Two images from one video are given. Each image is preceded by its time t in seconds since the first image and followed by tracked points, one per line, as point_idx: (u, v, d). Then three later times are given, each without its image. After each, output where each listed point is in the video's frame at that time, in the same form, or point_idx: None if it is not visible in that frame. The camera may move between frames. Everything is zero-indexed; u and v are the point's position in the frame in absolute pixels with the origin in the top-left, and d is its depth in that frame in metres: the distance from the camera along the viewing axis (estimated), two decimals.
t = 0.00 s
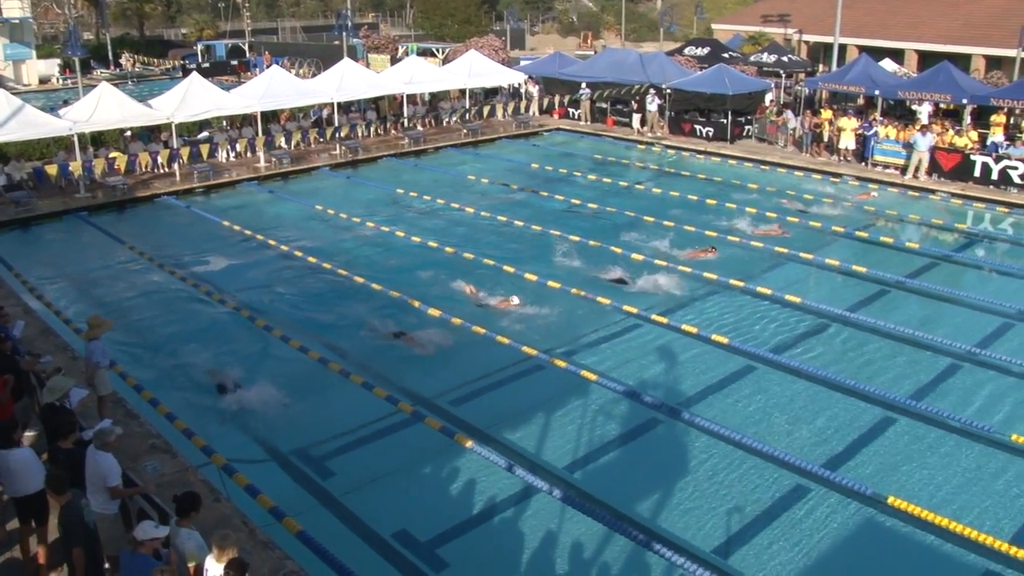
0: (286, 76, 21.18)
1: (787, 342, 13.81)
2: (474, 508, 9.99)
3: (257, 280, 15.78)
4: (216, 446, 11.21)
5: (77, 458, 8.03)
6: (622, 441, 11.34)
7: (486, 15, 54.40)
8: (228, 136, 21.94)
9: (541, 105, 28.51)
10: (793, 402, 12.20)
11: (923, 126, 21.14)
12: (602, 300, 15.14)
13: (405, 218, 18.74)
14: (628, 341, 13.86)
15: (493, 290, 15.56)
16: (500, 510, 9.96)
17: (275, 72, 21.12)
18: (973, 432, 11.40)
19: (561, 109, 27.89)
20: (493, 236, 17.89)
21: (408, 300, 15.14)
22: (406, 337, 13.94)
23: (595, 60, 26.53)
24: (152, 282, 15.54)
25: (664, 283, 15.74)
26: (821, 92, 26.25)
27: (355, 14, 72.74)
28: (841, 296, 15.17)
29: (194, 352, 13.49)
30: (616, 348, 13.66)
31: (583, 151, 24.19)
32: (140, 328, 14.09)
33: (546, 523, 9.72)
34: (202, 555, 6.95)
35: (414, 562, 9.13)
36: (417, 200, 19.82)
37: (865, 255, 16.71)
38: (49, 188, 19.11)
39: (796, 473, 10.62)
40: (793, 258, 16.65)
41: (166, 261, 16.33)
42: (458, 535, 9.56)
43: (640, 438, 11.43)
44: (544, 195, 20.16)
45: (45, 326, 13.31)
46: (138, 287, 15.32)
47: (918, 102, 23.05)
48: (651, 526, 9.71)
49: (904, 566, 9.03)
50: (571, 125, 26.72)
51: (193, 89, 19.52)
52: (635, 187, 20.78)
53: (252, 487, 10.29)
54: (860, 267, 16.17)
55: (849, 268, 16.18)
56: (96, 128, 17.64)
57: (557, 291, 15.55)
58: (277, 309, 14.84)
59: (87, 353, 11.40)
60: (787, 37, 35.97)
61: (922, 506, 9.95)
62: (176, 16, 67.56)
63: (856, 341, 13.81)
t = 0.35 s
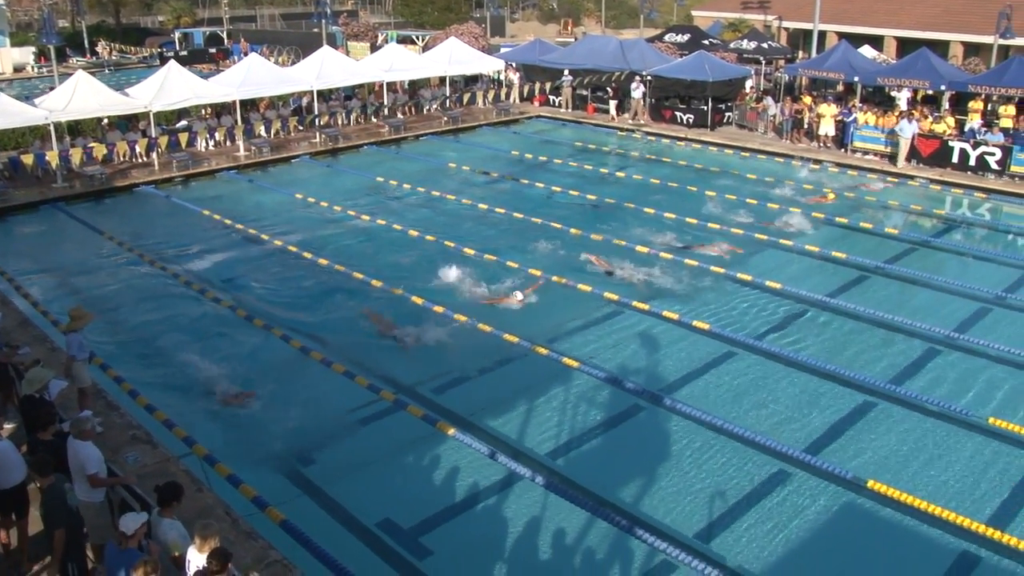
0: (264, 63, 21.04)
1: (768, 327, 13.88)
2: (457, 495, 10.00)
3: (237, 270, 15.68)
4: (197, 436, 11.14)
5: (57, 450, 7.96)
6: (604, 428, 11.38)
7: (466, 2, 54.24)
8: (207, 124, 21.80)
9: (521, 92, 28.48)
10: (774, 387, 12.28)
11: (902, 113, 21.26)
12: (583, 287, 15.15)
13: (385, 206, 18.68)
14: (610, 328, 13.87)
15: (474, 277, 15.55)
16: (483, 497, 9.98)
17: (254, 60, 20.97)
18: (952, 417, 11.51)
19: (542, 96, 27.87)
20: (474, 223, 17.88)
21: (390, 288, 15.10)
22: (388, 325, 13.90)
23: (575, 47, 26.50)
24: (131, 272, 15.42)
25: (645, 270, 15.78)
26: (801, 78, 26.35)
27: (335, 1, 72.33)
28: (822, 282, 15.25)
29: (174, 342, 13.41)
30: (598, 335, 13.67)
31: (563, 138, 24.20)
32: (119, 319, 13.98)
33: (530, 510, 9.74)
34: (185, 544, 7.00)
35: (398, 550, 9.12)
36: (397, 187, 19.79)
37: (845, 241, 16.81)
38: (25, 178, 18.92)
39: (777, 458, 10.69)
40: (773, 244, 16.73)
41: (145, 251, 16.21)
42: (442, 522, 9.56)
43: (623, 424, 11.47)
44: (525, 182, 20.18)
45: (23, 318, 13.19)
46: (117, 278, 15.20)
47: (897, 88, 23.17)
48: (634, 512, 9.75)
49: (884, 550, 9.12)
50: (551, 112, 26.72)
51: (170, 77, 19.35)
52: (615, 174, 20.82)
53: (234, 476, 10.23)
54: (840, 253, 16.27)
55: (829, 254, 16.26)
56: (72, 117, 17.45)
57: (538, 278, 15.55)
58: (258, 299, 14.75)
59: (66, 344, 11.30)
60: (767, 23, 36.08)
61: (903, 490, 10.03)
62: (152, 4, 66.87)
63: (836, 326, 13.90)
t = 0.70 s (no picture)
0: (241, 52, 20.91)
1: (747, 313, 13.94)
2: (439, 483, 10.01)
3: (216, 261, 15.60)
4: (178, 428, 11.08)
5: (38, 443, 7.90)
6: (585, 414, 11.41)
7: None
8: (184, 114, 21.66)
9: (500, 80, 28.45)
10: (754, 372, 12.34)
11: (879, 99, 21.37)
12: (563, 275, 15.16)
13: (364, 195, 18.63)
14: (591, 315, 13.90)
15: (453, 265, 15.54)
16: (465, 485, 9.98)
17: (230, 49, 20.84)
18: (930, 399, 11.62)
19: (521, 83, 27.86)
20: (454, 211, 17.86)
21: (369, 277, 15.06)
22: (368, 314, 13.88)
23: (553, 34, 26.48)
24: (109, 264, 15.31)
25: (625, 256, 15.82)
26: (779, 65, 26.45)
27: None
28: (801, 267, 15.33)
29: (153, 334, 13.33)
30: (578, 322, 13.70)
31: (542, 126, 24.20)
32: (98, 311, 13.88)
33: (512, 498, 9.76)
34: (167, 536, 6.96)
35: (380, 539, 9.13)
36: (376, 176, 19.75)
37: (824, 226, 16.90)
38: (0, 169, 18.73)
39: (757, 442, 10.76)
40: (753, 229, 16.80)
41: (123, 243, 16.09)
42: (424, 511, 9.57)
43: (604, 411, 11.51)
44: (505, 169, 20.18)
45: None
46: (95, 270, 15.09)
47: (875, 74, 23.31)
48: (615, 498, 9.79)
49: (864, 532, 9.20)
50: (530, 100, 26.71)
51: (147, 67, 19.19)
52: (595, 161, 20.84)
53: (216, 467, 10.19)
54: (818, 239, 16.35)
55: (808, 240, 16.34)
56: (48, 107, 17.28)
57: (519, 266, 15.55)
58: (238, 289, 14.68)
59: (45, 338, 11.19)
60: (745, 10, 36.19)
61: (881, 472, 10.12)
62: None
63: (815, 311, 13.98)
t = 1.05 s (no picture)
0: (216, 40, 20.75)
1: (726, 298, 13.99)
2: (420, 471, 10.00)
3: (194, 250, 15.49)
4: (155, 419, 11.01)
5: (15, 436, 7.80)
6: (565, 401, 11.43)
7: None
8: (159, 102, 21.48)
9: (478, 67, 28.40)
10: (732, 357, 12.40)
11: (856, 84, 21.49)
12: (542, 262, 15.16)
13: (341, 183, 18.55)
14: (570, 301, 13.92)
15: (432, 253, 15.51)
16: (446, 472, 9.98)
17: (206, 36, 20.67)
18: (907, 382, 11.72)
19: (499, 70, 27.83)
20: (432, 198, 17.83)
21: (348, 266, 15.00)
22: (347, 303, 13.84)
23: (531, 20, 26.42)
24: (85, 255, 15.18)
25: (604, 243, 15.83)
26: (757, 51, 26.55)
27: None
28: (780, 253, 15.41)
29: (130, 324, 13.23)
30: (558, 309, 13.71)
31: (521, 113, 24.17)
32: (75, 302, 13.76)
33: (493, 485, 9.77)
34: (146, 528, 6.84)
35: (361, 527, 9.13)
36: (353, 163, 19.68)
37: (802, 212, 16.99)
38: None
39: (736, 426, 10.82)
40: (731, 215, 16.85)
41: (99, 233, 15.94)
42: (404, 498, 9.57)
43: (584, 397, 11.55)
44: (483, 156, 20.15)
45: None
46: (71, 261, 14.95)
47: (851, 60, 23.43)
48: (596, 483, 9.82)
49: (842, 515, 9.28)
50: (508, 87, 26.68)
51: (121, 54, 19.00)
52: (573, 148, 20.84)
53: (195, 458, 10.12)
54: (796, 224, 16.43)
55: (786, 225, 16.42)
56: (20, 95, 17.08)
57: (498, 253, 15.53)
58: (215, 278, 14.59)
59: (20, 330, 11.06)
60: None
61: (859, 455, 10.20)
62: None
63: (794, 296, 14.06)
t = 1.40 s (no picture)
0: (191, 27, 20.56)
1: (705, 284, 14.05)
2: (400, 459, 10.00)
3: (170, 240, 15.36)
4: (133, 410, 10.93)
5: None
6: (545, 387, 11.46)
7: None
8: (134, 91, 21.26)
9: (455, 54, 28.30)
10: (711, 343, 12.46)
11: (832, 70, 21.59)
12: (521, 248, 15.15)
13: (318, 171, 18.45)
14: (549, 287, 13.94)
15: (410, 240, 15.47)
16: (426, 460, 9.99)
17: (180, 23, 20.47)
18: (884, 365, 11.82)
19: (476, 57, 27.76)
20: (409, 185, 17.78)
21: (325, 254, 14.94)
22: (325, 291, 13.78)
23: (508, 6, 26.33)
24: (60, 246, 15.02)
25: (584, 229, 15.84)
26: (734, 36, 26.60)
27: None
28: (758, 238, 15.47)
29: (107, 316, 13.11)
30: (537, 295, 13.72)
31: (498, 99, 24.11)
32: (50, 293, 13.62)
33: (474, 471, 9.78)
34: (126, 519, 6.79)
35: (341, 515, 9.13)
36: (330, 151, 19.59)
37: (780, 196, 17.07)
38: None
39: (715, 411, 10.89)
40: (709, 200, 16.91)
41: (74, 224, 15.77)
42: (385, 486, 9.56)
43: (564, 383, 11.57)
44: (462, 143, 20.11)
45: None
46: (46, 252, 14.80)
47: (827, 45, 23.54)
48: (576, 469, 9.85)
49: (820, 497, 9.37)
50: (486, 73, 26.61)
51: (94, 42, 18.77)
52: (551, 134, 20.81)
53: (174, 449, 10.06)
54: (774, 209, 16.50)
55: (764, 210, 16.49)
56: None
57: (477, 240, 15.50)
58: (192, 268, 14.48)
59: None
60: None
61: (837, 438, 10.29)
62: None
63: (773, 281, 14.13)
